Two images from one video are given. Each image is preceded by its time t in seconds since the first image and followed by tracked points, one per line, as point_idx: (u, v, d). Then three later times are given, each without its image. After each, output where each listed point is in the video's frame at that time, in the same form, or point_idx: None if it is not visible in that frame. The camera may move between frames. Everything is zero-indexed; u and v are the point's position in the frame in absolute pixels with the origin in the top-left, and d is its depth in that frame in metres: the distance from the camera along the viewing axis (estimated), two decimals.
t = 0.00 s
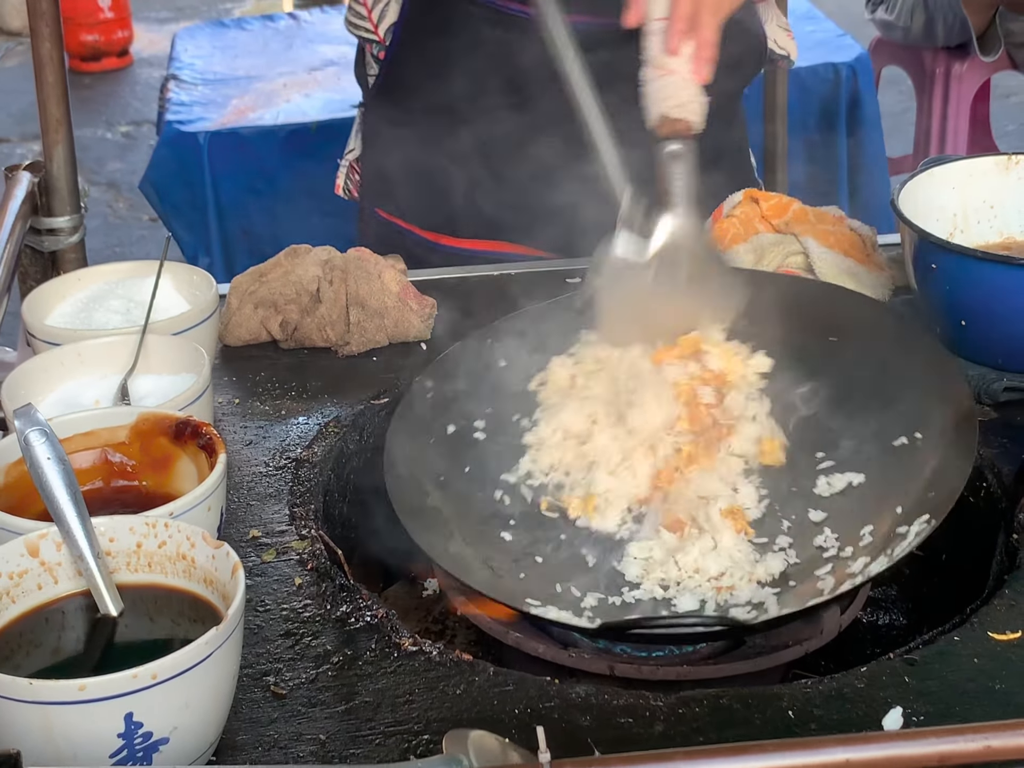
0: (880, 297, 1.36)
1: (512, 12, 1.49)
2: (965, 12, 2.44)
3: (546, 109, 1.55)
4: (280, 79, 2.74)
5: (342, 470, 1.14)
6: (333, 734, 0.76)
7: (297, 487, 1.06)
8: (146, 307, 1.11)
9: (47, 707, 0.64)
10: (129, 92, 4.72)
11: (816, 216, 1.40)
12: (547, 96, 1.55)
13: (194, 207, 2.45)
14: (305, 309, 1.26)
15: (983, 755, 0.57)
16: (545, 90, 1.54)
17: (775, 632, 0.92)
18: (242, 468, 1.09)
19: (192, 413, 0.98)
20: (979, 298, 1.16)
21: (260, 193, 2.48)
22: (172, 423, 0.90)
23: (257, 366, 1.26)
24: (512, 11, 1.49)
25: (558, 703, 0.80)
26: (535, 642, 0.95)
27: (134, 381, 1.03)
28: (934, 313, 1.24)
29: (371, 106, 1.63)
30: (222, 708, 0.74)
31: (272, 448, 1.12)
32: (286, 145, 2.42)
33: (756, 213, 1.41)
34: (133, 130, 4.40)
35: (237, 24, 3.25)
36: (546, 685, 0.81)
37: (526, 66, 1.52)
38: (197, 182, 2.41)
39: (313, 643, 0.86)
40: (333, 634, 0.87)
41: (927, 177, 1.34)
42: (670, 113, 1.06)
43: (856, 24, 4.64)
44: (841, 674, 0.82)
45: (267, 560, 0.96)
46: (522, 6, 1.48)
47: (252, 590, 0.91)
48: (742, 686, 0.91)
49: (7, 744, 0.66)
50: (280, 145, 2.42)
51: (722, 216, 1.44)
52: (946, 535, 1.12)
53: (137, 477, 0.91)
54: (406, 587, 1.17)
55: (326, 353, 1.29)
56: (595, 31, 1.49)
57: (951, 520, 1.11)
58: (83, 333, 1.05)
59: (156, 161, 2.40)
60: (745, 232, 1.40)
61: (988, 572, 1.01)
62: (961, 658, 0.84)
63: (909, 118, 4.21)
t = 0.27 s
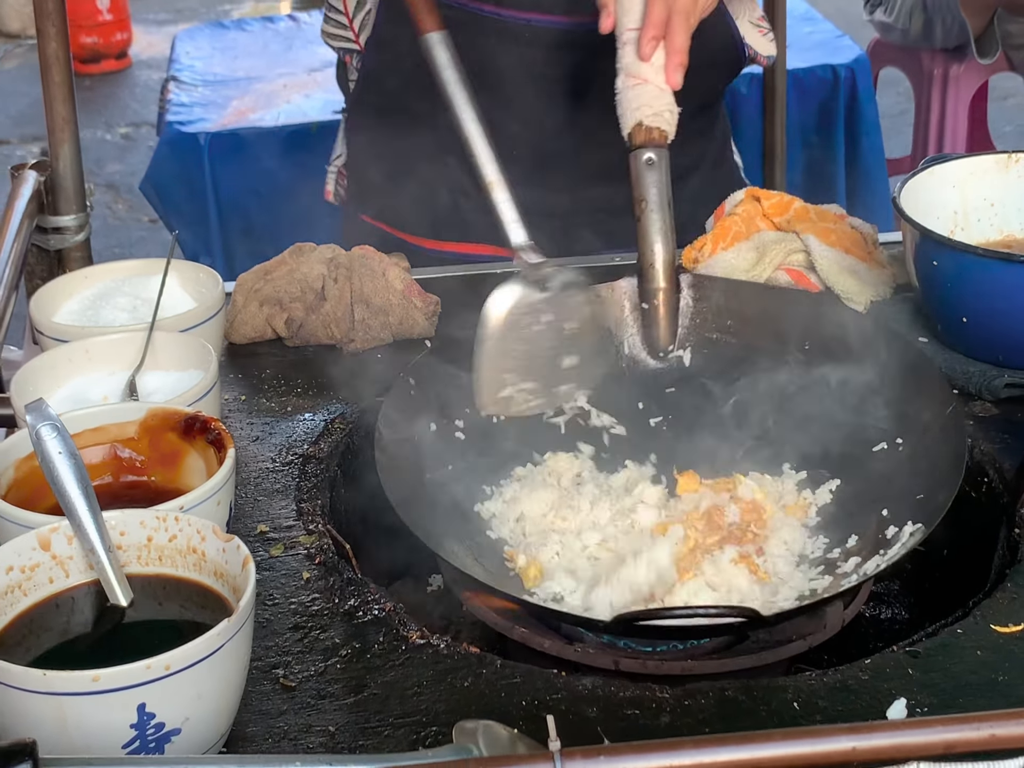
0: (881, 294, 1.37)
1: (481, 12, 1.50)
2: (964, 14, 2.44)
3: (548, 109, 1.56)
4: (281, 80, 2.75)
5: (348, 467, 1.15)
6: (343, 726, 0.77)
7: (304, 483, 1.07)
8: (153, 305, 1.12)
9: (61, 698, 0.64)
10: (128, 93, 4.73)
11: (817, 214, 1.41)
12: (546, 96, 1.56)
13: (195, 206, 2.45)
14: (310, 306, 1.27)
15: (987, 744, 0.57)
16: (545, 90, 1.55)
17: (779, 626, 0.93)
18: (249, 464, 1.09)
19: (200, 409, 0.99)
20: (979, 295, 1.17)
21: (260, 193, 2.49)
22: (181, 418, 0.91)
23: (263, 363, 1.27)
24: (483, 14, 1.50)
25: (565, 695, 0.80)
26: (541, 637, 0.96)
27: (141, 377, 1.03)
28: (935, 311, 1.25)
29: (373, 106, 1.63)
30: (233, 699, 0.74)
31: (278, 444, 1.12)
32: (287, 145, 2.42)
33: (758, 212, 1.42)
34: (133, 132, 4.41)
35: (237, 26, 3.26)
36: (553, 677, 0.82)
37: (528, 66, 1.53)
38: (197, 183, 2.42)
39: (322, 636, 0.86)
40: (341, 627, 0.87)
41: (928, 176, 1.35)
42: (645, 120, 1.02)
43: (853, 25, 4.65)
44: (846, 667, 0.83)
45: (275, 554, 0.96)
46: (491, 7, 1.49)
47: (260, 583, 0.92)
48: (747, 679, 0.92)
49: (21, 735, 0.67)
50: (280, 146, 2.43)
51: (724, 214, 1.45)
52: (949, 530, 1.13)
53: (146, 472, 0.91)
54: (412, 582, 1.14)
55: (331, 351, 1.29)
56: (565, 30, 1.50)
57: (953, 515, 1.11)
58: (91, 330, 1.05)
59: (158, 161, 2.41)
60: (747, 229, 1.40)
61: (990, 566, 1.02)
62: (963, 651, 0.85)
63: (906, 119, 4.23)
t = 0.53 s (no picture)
0: (882, 292, 1.38)
1: (469, 25, 1.52)
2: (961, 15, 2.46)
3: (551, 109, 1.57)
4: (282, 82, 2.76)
5: (354, 463, 1.16)
6: (353, 717, 0.78)
7: (311, 479, 1.08)
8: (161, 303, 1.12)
9: (75, 688, 0.65)
10: (128, 96, 4.73)
11: (818, 213, 1.42)
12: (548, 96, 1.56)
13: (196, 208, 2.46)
14: (316, 304, 1.28)
15: (992, 732, 0.58)
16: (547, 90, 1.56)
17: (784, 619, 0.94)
18: (257, 460, 1.10)
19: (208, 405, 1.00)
20: (981, 292, 1.18)
21: (261, 194, 2.49)
22: (190, 413, 0.92)
23: (269, 360, 1.27)
24: (472, 25, 1.52)
25: (573, 686, 0.81)
26: (548, 630, 0.97)
27: (150, 374, 1.04)
28: (937, 307, 1.25)
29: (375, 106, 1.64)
30: (245, 690, 0.75)
31: (286, 440, 1.13)
32: (288, 146, 2.43)
33: (759, 211, 1.43)
34: (132, 134, 4.42)
35: (237, 28, 3.27)
36: (561, 669, 0.83)
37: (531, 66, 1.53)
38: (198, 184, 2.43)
39: (331, 629, 0.87)
40: (350, 620, 0.88)
41: (930, 174, 1.36)
42: (714, 125, 1.03)
43: (851, 28, 4.67)
44: (850, 658, 0.84)
45: (284, 549, 0.97)
46: (480, 20, 1.52)
47: (269, 577, 0.93)
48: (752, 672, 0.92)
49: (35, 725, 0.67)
50: (282, 147, 2.43)
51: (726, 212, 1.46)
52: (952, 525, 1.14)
53: (156, 468, 0.92)
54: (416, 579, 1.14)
55: (337, 348, 1.30)
56: (554, 40, 1.52)
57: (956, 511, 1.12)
58: (99, 327, 1.06)
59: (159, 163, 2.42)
60: (749, 228, 1.42)
61: (993, 561, 1.02)
62: (967, 643, 0.85)
63: (904, 121, 4.24)
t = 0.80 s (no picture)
0: (882, 294, 1.36)
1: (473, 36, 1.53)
2: (958, 20, 2.47)
3: (551, 113, 1.58)
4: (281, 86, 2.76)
5: (358, 465, 1.16)
6: (357, 718, 0.78)
7: (315, 481, 1.08)
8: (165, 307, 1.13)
9: (82, 690, 0.65)
10: (127, 101, 4.74)
11: (818, 216, 1.43)
12: (548, 100, 1.57)
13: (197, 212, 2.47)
14: (319, 308, 1.29)
15: (993, 731, 0.58)
16: (547, 94, 1.57)
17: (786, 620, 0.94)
18: (261, 463, 1.11)
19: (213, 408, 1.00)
20: (981, 295, 1.18)
21: (262, 199, 2.50)
22: (196, 417, 0.92)
23: (272, 363, 1.28)
24: (472, 37, 1.53)
25: (576, 687, 0.82)
26: (550, 632, 0.97)
27: (154, 376, 1.05)
28: (936, 310, 1.26)
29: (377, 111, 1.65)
30: (251, 691, 0.76)
31: (289, 443, 1.14)
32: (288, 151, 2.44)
33: (759, 213, 1.44)
34: (131, 139, 4.42)
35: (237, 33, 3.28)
36: (564, 670, 0.83)
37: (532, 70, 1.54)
38: (198, 188, 2.43)
39: (335, 630, 0.88)
40: (354, 621, 0.89)
41: (929, 178, 1.36)
42: (700, 173, 1.07)
43: (848, 32, 4.68)
44: (852, 659, 0.84)
45: (288, 551, 0.98)
46: (482, 31, 1.52)
47: (273, 579, 0.93)
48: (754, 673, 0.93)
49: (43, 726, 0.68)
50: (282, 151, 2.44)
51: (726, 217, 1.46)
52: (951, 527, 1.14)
53: (161, 471, 0.92)
54: (419, 581, 1.15)
55: (339, 352, 1.31)
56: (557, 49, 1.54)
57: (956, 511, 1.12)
58: (104, 331, 1.07)
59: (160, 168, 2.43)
60: (749, 230, 1.43)
61: (993, 562, 1.03)
62: (968, 643, 0.86)
63: (902, 125, 4.25)
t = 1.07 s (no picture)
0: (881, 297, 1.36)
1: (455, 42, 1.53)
2: (955, 23, 2.48)
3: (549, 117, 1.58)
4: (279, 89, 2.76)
5: (357, 468, 1.16)
6: (356, 719, 0.78)
7: (313, 483, 1.08)
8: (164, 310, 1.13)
9: (82, 690, 0.66)
10: (125, 105, 4.75)
11: (816, 219, 1.42)
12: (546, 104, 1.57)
13: (196, 216, 2.47)
14: (317, 311, 1.29)
15: (989, 731, 0.59)
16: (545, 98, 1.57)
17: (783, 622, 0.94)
18: (260, 465, 1.11)
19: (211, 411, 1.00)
20: (977, 299, 1.19)
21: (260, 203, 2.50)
22: (195, 419, 0.92)
23: (271, 366, 1.28)
24: (450, 41, 1.53)
25: (574, 688, 0.82)
26: (549, 634, 0.97)
27: (153, 379, 1.05)
28: (932, 313, 1.26)
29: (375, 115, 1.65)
30: (249, 693, 0.76)
31: (288, 445, 1.14)
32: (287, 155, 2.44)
33: (757, 216, 1.44)
34: (130, 143, 4.42)
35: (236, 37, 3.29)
36: (562, 671, 0.84)
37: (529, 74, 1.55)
38: (196, 192, 2.43)
39: (334, 632, 0.88)
40: (352, 623, 0.89)
41: (926, 181, 1.37)
42: (610, 196, 1.09)
43: (846, 36, 4.70)
44: (849, 660, 0.85)
45: (287, 553, 0.98)
46: (462, 35, 1.53)
47: (272, 581, 0.94)
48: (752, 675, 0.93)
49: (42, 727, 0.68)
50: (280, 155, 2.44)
51: (724, 220, 1.47)
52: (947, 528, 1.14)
53: (160, 473, 0.93)
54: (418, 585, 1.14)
55: (338, 355, 1.31)
56: (538, 52, 1.55)
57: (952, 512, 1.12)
58: (103, 334, 1.07)
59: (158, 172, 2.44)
60: (748, 234, 1.43)
61: (990, 562, 1.03)
62: (964, 644, 0.86)
63: (899, 129, 4.26)
